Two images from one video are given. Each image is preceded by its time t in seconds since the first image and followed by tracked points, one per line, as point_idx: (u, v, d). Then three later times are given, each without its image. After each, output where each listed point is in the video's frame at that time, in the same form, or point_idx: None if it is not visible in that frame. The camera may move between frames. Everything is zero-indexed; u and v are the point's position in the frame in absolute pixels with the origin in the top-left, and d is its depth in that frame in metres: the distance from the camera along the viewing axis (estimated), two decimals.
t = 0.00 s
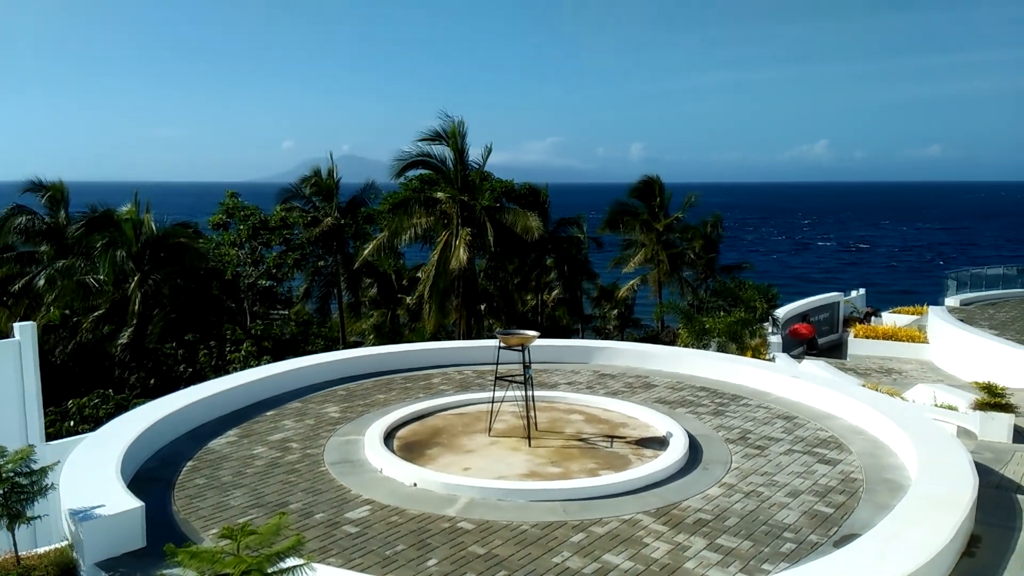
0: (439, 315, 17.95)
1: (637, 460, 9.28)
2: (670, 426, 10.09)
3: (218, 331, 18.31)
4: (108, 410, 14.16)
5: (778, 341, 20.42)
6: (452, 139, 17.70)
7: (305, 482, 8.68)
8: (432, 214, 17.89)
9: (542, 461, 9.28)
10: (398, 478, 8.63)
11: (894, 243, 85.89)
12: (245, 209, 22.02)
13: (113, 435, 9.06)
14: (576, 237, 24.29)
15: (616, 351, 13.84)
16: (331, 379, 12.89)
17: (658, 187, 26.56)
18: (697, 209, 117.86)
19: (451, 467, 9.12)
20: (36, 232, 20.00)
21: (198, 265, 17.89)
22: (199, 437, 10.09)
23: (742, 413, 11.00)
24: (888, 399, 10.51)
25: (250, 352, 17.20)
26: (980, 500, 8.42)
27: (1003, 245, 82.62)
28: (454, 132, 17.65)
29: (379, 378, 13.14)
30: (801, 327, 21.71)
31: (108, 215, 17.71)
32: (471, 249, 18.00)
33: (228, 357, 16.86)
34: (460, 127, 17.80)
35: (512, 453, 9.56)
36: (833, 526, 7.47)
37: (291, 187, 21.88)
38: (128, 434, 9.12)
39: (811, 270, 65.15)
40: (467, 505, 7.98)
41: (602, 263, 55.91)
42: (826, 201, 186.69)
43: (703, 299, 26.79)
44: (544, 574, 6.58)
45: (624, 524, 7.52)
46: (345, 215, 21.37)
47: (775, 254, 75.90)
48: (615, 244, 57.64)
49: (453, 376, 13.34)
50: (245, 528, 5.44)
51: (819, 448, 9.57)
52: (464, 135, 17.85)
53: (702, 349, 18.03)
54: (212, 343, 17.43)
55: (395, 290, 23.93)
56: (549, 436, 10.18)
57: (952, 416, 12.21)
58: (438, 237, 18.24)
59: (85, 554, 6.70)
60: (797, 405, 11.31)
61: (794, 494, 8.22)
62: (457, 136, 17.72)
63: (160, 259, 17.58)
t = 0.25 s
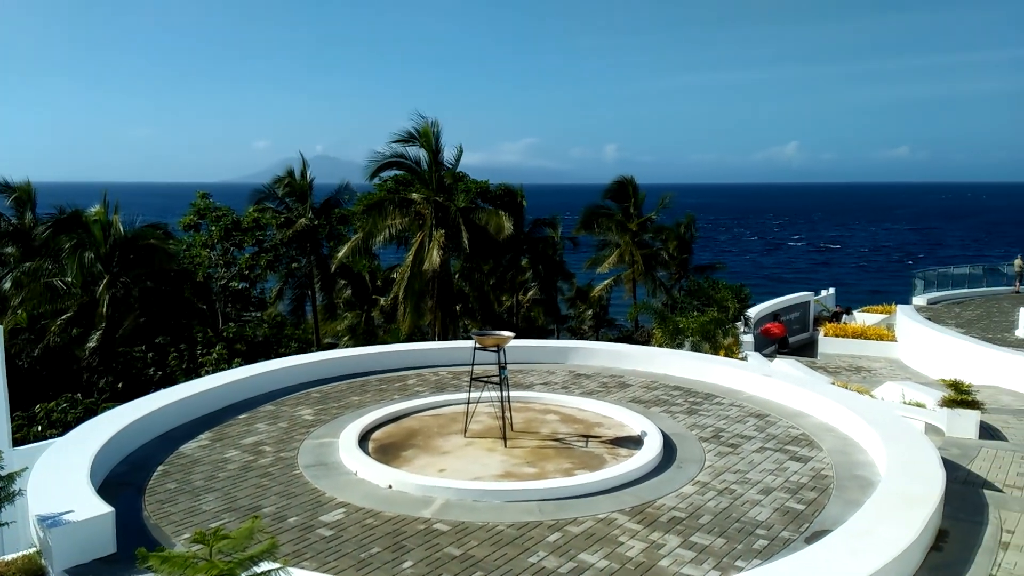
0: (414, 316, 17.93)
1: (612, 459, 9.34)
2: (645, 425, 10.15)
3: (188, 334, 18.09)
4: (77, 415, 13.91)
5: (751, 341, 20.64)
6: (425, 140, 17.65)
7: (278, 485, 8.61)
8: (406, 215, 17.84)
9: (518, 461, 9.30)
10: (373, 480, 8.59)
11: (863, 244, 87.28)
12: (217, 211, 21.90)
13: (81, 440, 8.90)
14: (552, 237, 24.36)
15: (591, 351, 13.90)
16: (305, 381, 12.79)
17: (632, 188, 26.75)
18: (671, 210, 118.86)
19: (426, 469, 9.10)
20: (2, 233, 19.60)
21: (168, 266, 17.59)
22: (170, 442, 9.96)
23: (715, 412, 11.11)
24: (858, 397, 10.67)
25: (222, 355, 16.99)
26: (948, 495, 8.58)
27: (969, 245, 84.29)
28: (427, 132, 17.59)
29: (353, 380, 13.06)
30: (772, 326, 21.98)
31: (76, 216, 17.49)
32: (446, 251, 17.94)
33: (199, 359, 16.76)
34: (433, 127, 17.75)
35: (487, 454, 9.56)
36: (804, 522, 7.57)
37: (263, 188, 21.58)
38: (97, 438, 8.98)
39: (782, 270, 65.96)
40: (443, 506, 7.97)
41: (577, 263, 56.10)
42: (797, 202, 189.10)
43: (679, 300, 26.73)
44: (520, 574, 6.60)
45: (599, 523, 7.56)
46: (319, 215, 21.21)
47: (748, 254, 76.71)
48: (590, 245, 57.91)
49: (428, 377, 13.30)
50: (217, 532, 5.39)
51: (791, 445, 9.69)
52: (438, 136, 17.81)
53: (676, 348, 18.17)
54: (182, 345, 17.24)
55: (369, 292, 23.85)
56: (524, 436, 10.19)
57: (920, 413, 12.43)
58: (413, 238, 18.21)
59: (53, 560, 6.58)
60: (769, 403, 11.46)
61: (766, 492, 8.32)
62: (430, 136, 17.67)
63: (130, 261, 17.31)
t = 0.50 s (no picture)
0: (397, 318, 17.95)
1: (596, 459, 9.37)
2: (628, 425, 10.19)
3: (170, 338, 17.58)
4: (56, 418, 13.74)
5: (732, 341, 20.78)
6: (407, 141, 17.61)
7: (260, 488, 8.56)
8: (389, 216, 17.82)
9: (502, 462, 9.30)
10: (357, 482, 8.56)
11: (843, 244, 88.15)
12: (197, 212, 21.88)
13: (59, 443, 8.78)
14: (535, 238, 24.39)
15: (575, 351, 13.93)
16: (288, 383, 12.73)
17: (614, 189, 26.87)
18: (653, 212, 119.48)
19: (410, 470, 9.08)
20: None
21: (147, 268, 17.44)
22: (150, 445, 9.87)
23: (697, 411, 11.18)
24: (838, 396, 10.77)
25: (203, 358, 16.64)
26: (927, 493, 8.68)
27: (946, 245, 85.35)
28: (409, 133, 17.55)
29: (336, 381, 13.01)
30: (754, 326, 22.14)
31: (53, 218, 17.37)
32: (429, 252, 17.93)
33: (181, 361, 16.48)
34: (415, 128, 17.70)
35: (471, 455, 9.56)
36: (786, 520, 7.63)
37: (245, 189, 21.21)
38: (76, 441, 8.88)
39: (763, 270, 66.49)
40: (427, 507, 7.96)
41: (560, 263, 56.20)
42: (779, 203, 190.61)
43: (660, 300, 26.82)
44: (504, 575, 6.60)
45: (583, 523, 7.59)
46: (301, 216, 21.18)
47: (730, 255, 77.22)
48: (573, 246, 58.03)
49: (412, 378, 13.28)
50: (199, 536, 5.36)
51: (772, 444, 9.77)
52: (420, 137, 17.78)
53: (659, 348, 18.23)
54: (162, 348, 16.99)
55: (352, 293, 23.84)
56: (508, 437, 10.20)
57: (899, 411, 12.57)
58: (397, 239, 18.20)
59: (32, 565, 6.50)
60: (751, 402, 11.55)
61: (749, 490, 8.38)
62: (412, 136, 17.63)
63: (109, 262, 17.16)
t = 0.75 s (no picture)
0: (375, 319, 17.90)
1: (575, 459, 9.40)
2: (607, 425, 10.25)
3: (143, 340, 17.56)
4: (28, 422, 13.51)
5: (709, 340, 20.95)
6: (385, 142, 17.56)
7: (238, 491, 8.49)
8: (367, 217, 17.74)
9: (481, 462, 9.31)
10: (335, 485, 8.51)
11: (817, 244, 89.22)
12: (171, 212, 21.56)
13: (31, 448, 8.64)
14: (513, 238, 24.36)
15: (553, 352, 13.97)
16: (265, 385, 12.63)
17: (592, 189, 27.00)
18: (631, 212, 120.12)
19: (389, 472, 9.06)
20: None
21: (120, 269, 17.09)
22: (125, 448, 9.75)
23: (675, 410, 11.25)
24: (813, 393, 10.91)
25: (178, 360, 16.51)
26: (901, 489, 8.82)
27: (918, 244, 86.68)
28: (387, 134, 17.49)
29: (314, 383, 12.93)
30: (730, 325, 22.35)
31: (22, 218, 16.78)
32: (407, 252, 17.91)
33: (155, 364, 16.26)
34: (393, 129, 17.65)
35: (451, 456, 9.55)
36: (763, 518, 7.71)
37: (220, 189, 21.19)
38: (49, 445, 8.75)
39: (739, 270, 67.12)
40: (406, 509, 7.94)
41: (538, 264, 56.30)
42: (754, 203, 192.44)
43: (638, 300, 26.90)
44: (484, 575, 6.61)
45: (562, 522, 7.61)
46: (277, 216, 21.13)
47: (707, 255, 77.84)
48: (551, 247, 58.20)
49: (390, 380, 13.23)
50: (175, 540, 5.31)
51: (749, 442, 9.87)
52: (398, 138, 17.73)
53: (637, 348, 18.27)
54: (135, 351, 16.77)
55: (330, 294, 23.72)
56: (488, 437, 10.21)
57: (873, 409, 12.74)
58: (375, 239, 18.15)
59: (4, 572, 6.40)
60: (728, 400, 11.66)
61: (726, 488, 8.46)
62: (390, 138, 17.58)
63: (80, 264, 16.91)
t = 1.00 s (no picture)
0: (339, 320, 17.77)
1: (540, 457, 9.44)
2: (571, 423, 10.31)
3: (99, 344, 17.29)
4: None
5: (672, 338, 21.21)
6: (348, 142, 17.43)
7: (198, 496, 8.36)
8: (330, 217, 17.58)
9: (446, 463, 9.30)
10: (298, 488, 8.43)
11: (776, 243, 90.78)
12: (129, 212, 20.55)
13: None
14: (478, 237, 24.26)
15: (518, 351, 14.01)
16: (226, 388, 12.45)
17: (555, 189, 27.11)
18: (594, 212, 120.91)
19: (354, 474, 9.00)
20: None
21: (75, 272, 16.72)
22: (81, 454, 9.53)
23: (639, 408, 11.37)
24: (773, 389, 11.12)
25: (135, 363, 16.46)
26: (858, 483, 9.03)
27: (873, 243, 88.70)
28: (350, 134, 17.36)
29: (276, 386, 12.77)
30: (692, 323, 22.65)
31: None
32: (370, 252, 17.82)
33: (111, 368, 16.27)
34: (356, 129, 17.52)
35: (416, 457, 9.52)
36: (724, 512, 7.84)
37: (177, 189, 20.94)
38: (2, 452, 8.52)
39: (700, 269, 68.00)
40: (371, 511, 7.90)
41: (502, 263, 56.35)
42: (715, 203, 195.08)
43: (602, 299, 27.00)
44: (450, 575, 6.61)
45: (528, 521, 7.64)
46: (237, 216, 20.91)
47: (669, 254, 78.70)
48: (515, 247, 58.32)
49: (354, 381, 13.13)
50: (134, 546, 5.22)
51: (711, 438, 10.01)
52: (361, 138, 17.61)
53: (601, 346, 18.33)
54: (90, 356, 16.51)
55: (292, 295, 23.46)
56: (453, 437, 10.20)
57: (831, 404, 13.02)
58: (338, 239, 18.02)
59: None
60: (690, 397, 11.82)
61: (689, 484, 8.58)
62: (353, 137, 17.45)
63: (34, 267, 16.32)
